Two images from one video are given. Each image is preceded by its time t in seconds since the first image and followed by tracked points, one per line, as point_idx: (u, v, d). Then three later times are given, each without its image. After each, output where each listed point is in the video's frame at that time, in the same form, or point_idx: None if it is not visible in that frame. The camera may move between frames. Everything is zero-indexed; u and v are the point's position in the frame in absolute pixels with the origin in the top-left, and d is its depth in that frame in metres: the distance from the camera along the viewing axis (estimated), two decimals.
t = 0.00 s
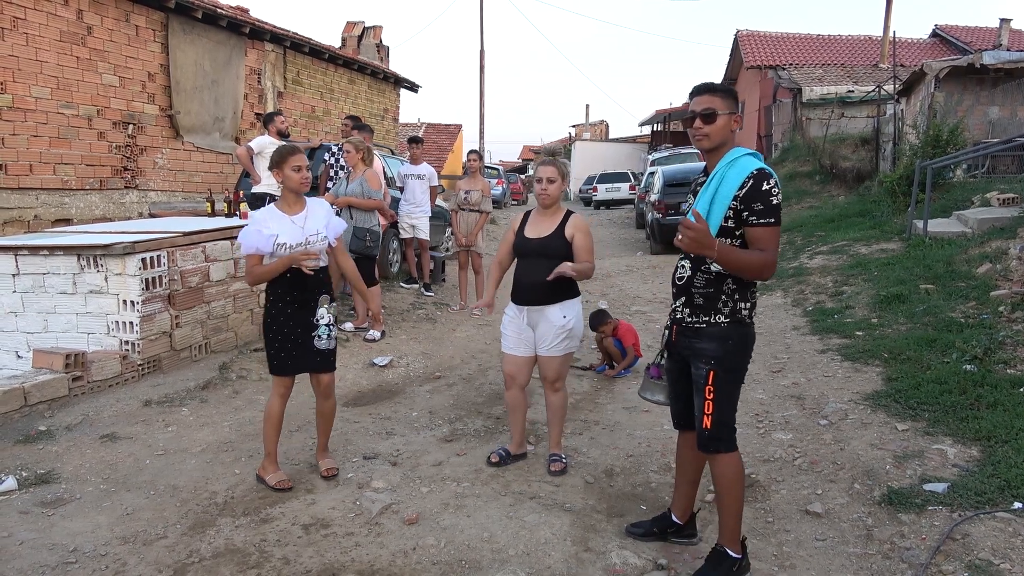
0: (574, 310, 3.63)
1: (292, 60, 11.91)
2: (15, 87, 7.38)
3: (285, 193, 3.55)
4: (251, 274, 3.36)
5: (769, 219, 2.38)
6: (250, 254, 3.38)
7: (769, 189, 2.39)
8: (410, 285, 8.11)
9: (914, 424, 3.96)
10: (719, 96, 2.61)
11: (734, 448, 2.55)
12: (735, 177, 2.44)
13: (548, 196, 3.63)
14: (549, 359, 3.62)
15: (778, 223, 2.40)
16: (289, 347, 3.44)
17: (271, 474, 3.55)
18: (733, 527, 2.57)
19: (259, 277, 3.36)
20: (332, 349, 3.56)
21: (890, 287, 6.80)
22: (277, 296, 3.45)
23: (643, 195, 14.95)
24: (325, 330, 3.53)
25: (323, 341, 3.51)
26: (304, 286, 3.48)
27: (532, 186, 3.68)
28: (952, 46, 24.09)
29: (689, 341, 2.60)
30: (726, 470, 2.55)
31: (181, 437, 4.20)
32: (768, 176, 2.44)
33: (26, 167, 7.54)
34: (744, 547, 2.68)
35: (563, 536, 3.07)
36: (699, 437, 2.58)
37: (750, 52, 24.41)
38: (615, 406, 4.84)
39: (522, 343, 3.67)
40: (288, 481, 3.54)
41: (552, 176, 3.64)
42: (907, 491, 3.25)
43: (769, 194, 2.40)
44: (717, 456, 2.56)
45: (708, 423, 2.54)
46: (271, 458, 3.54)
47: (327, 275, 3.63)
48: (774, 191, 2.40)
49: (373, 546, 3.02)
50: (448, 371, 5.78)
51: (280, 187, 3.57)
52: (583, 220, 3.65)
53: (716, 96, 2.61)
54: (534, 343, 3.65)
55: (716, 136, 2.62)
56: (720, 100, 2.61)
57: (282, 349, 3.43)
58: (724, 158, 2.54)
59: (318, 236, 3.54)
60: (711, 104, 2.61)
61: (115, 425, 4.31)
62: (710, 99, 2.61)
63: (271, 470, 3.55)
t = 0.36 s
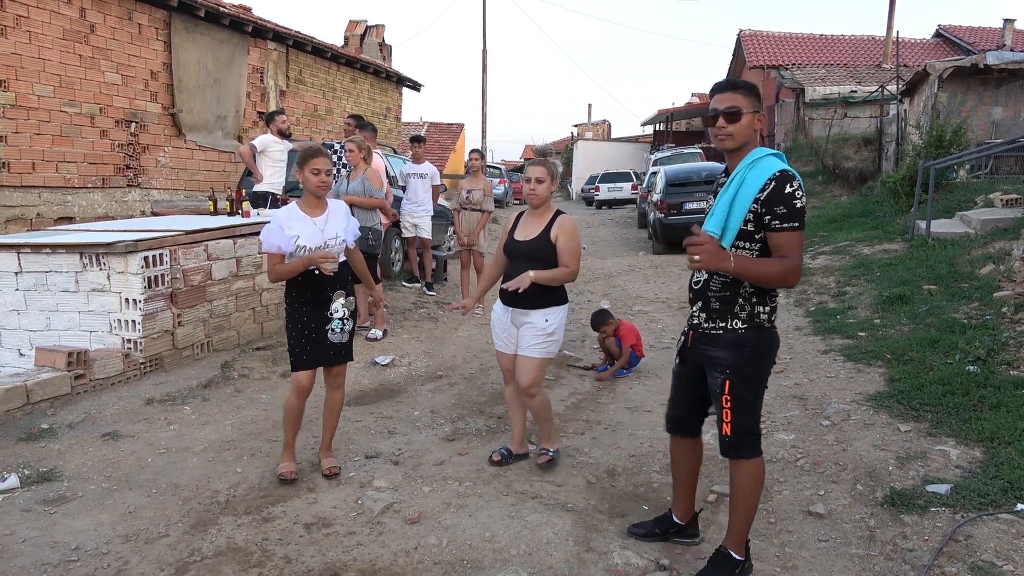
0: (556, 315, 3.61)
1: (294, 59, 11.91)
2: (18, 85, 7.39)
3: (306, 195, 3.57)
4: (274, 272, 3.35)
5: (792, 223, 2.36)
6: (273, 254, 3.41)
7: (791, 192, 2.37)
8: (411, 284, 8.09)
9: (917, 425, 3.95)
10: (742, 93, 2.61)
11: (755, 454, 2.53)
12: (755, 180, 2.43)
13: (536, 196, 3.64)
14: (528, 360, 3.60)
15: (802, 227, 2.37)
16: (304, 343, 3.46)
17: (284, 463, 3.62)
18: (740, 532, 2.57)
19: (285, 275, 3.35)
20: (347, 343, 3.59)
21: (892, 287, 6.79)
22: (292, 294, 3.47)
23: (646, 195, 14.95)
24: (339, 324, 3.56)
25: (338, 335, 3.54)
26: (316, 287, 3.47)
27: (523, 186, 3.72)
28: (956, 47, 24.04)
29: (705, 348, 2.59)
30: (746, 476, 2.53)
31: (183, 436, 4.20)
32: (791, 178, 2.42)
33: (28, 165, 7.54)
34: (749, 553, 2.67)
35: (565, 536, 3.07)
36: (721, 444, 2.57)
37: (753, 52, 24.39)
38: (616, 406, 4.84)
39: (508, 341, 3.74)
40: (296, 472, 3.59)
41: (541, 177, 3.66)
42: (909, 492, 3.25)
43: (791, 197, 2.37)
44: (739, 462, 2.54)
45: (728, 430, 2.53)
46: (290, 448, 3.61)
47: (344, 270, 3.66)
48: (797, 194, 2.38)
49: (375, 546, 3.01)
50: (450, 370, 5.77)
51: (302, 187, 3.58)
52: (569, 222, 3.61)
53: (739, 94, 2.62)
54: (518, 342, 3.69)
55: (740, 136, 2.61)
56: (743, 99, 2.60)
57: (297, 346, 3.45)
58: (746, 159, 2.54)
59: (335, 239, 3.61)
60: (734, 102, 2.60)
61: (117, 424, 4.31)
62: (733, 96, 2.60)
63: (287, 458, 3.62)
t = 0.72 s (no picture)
0: (554, 311, 3.59)
1: (297, 58, 11.92)
2: (21, 85, 7.41)
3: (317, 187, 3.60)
4: (275, 261, 3.42)
5: (800, 228, 2.37)
6: (280, 241, 3.46)
7: (802, 196, 2.37)
8: (414, 283, 8.10)
9: (920, 425, 3.94)
10: (754, 92, 2.61)
11: (765, 458, 2.53)
12: (766, 182, 2.42)
13: (531, 192, 3.67)
14: (530, 357, 3.62)
15: (810, 232, 2.38)
16: (304, 341, 3.47)
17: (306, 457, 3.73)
18: (746, 531, 2.57)
19: (287, 264, 3.41)
20: (346, 341, 3.58)
21: (895, 286, 6.78)
22: (291, 290, 3.47)
23: (648, 194, 14.94)
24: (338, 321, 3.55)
25: (336, 333, 3.53)
26: (316, 283, 3.48)
27: (519, 184, 3.74)
28: (959, 46, 23.99)
29: (715, 352, 2.58)
30: (756, 480, 2.53)
31: (186, 436, 4.20)
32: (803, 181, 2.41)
33: (32, 165, 7.56)
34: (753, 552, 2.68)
35: (568, 535, 3.07)
36: (732, 447, 2.57)
37: (755, 51, 24.36)
38: (619, 406, 4.83)
39: (509, 339, 3.73)
40: (317, 464, 3.71)
41: (536, 173, 3.68)
42: (913, 491, 3.24)
43: (802, 201, 2.37)
44: (749, 465, 2.54)
45: (739, 434, 2.53)
46: (309, 442, 3.72)
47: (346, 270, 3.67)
48: (807, 199, 2.38)
49: (378, 545, 3.02)
50: (452, 370, 5.77)
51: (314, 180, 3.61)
52: (565, 217, 3.61)
53: (751, 92, 2.61)
54: (519, 341, 3.69)
55: (752, 135, 2.61)
56: (754, 97, 2.60)
57: (297, 343, 3.47)
58: (757, 160, 2.53)
59: (343, 233, 3.60)
60: (746, 100, 2.60)
61: (120, 423, 4.32)
62: (745, 95, 2.60)
63: (308, 452, 3.74)
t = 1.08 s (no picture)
0: (557, 310, 3.60)
1: (300, 59, 11.93)
2: (24, 86, 7.42)
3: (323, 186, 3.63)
4: (277, 258, 3.49)
5: (801, 223, 2.35)
6: (283, 238, 3.51)
7: (802, 191, 2.36)
8: (417, 283, 8.11)
9: (924, 423, 3.94)
10: (754, 89, 2.60)
11: (769, 458, 2.52)
12: (767, 178, 2.43)
13: (532, 191, 3.67)
14: (533, 357, 3.63)
15: (811, 228, 2.36)
16: (309, 341, 3.50)
17: (310, 456, 3.74)
18: (750, 531, 2.57)
19: (287, 263, 3.47)
20: (352, 341, 3.59)
21: (899, 284, 6.77)
22: (298, 288, 3.49)
23: (651, 193, 14.92)
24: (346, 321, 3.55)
25: (343, 334, 3.54)
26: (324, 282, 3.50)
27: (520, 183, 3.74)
28: (962, 43, 23.92)
29: (718, 352, 2.58)
30: (759, 480, 2.53)
31: (190, 436, 4.21)
32: (804, 178, 2.41)
33: (36, 166, 7.58)
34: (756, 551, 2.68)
35: (571, 534, 3.07)
36: (735, 447, 2.57)
37: (758, 49, 24.31)
38: (622, 405, 4.83)
39: (511, 337, 3.74)
40: (321, 464, 3.72)
41: (538, 172, 3.69)
42: (917, 490, 3.24)
43: (802, 197, 2.36)
44: (753, 466, 2.54)
45: (742, 434, 2.53)
46: (314, 442, 3.73)
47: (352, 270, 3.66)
48: (808, 194, 2.37)
49: (382, 545, 3.02)
50: (455, 369, 5.77)
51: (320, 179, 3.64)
52: (566, 214, 3.59)
53: (751, 90, 2.60)
54: (521, 340, 3.70)
55: (753, 133, 2.61)
56: (754, 95, 2.59)
57: (303, 343, 3.49)
58: (760, 158, 2.54)
59: (347, 231, 3.59)
60: (746, 98, 2.59)
61: (124, 423, 4.34)
62: (744, 93, 2.59)
63: (312, 452, 3.75)
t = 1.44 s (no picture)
0: (560, 313, 3.60)
1: (302, 59, 11.94)
2: (28, 89, 7.45)
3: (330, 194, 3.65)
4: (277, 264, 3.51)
5: (802, 223, 2.35)
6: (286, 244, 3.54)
7: (802, 191, 2.36)
8: (421, 283, 8.12)
9: (929, 421, 3.93)
10: (755, 88, 2.59)
11: (774, 454, 2.52)
12: (768, 177, 2.42)
13: (536, 195, 3.64)
14: (530, 359, 3.60)
15: (813, 227, 2.36)
16: (314, 345, 3.48)
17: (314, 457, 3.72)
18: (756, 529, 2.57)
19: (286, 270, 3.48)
20: (357, 343, 3.59)
21: (903, 282, 6.74)
22: (302, 293, 3.51)
23: (654, 192, 14.90)
24: (348, 325, 3.56)
25: (347, 336, 3.54)
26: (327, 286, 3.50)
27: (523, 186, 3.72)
28: (966, 39, 23.86)
29: (720, 349, 2.58)
30: (764, 478, 2.52)
31: (195, 436, 4.22)
32: (803, 177, 2.40)
33: (40, 168, 7.61)
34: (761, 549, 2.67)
35: (576, 533, 3.07)
36: (739, 445, 2.56)
37: (761, 47, 24.26)
38: (626, 404, 4.82)
39: (512, 338, 3.73)
40: (324, 465, 3.69)
41: (541, 175, 3.66)
42: (922, 488, 3.23)
43: (801, 195, 2.36)
44: (757, 463, 2.53)
45: (746, 431, 2.51)
46: (320, 441, 3.72)
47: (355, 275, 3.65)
48: (808, 193, 2.36)
49: (386, 544, 3.03)
50: (459, 369, 5.77)
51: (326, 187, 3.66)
52: (571, 219, 3.60)
53: (753, 88, 2.59)
54: (520, 342, 3.69)
55: (753, 131, 2.60)
56: (755, 94, 2.58)
57: (308, 347, 3.48)
58: (761, 156, 2.53)
59: (350, 241, 3.58)
60: (747, 97, 2.58)
61: (130, 424, 4.35)
62: (746, 92, 2.58)
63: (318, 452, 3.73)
